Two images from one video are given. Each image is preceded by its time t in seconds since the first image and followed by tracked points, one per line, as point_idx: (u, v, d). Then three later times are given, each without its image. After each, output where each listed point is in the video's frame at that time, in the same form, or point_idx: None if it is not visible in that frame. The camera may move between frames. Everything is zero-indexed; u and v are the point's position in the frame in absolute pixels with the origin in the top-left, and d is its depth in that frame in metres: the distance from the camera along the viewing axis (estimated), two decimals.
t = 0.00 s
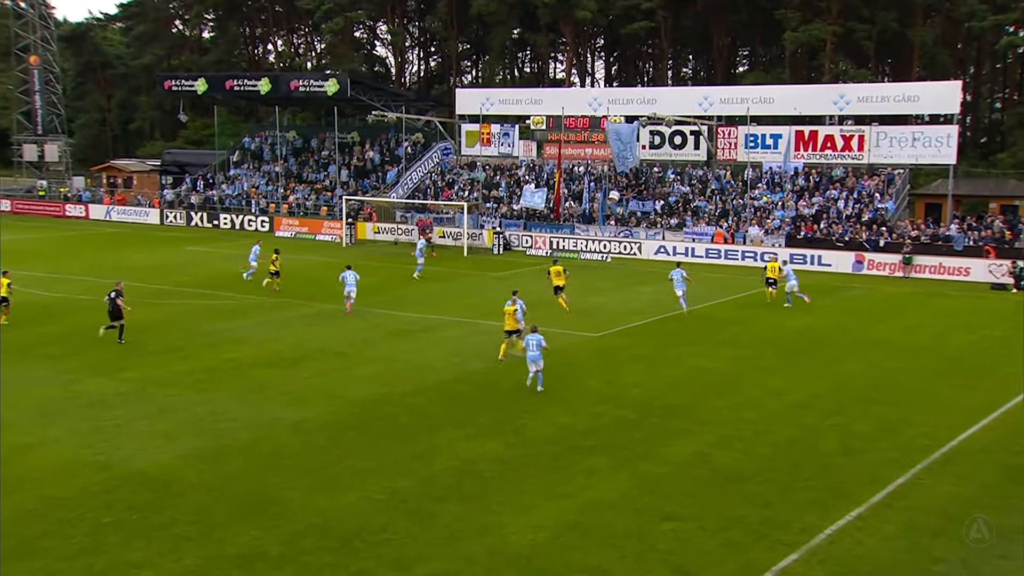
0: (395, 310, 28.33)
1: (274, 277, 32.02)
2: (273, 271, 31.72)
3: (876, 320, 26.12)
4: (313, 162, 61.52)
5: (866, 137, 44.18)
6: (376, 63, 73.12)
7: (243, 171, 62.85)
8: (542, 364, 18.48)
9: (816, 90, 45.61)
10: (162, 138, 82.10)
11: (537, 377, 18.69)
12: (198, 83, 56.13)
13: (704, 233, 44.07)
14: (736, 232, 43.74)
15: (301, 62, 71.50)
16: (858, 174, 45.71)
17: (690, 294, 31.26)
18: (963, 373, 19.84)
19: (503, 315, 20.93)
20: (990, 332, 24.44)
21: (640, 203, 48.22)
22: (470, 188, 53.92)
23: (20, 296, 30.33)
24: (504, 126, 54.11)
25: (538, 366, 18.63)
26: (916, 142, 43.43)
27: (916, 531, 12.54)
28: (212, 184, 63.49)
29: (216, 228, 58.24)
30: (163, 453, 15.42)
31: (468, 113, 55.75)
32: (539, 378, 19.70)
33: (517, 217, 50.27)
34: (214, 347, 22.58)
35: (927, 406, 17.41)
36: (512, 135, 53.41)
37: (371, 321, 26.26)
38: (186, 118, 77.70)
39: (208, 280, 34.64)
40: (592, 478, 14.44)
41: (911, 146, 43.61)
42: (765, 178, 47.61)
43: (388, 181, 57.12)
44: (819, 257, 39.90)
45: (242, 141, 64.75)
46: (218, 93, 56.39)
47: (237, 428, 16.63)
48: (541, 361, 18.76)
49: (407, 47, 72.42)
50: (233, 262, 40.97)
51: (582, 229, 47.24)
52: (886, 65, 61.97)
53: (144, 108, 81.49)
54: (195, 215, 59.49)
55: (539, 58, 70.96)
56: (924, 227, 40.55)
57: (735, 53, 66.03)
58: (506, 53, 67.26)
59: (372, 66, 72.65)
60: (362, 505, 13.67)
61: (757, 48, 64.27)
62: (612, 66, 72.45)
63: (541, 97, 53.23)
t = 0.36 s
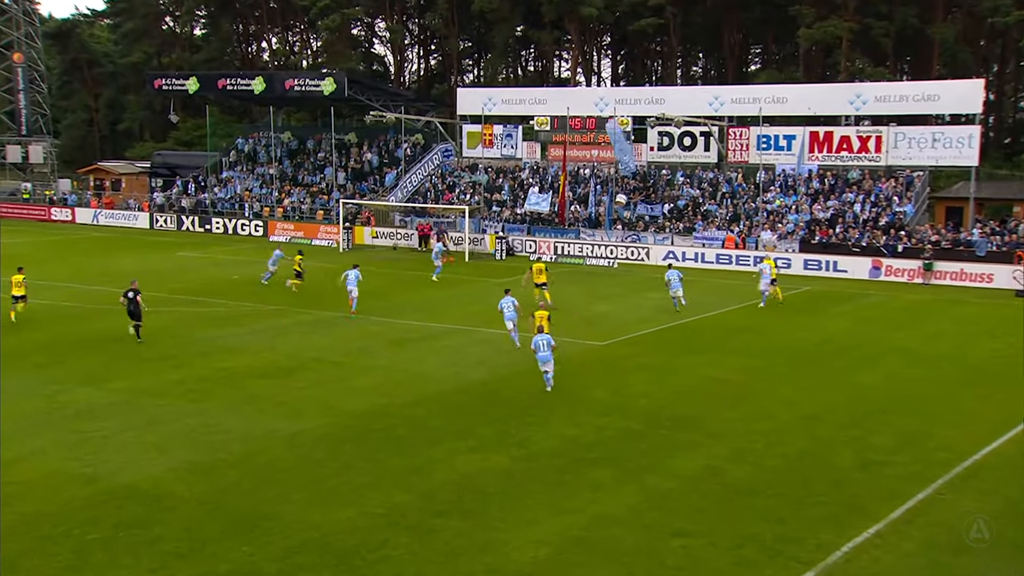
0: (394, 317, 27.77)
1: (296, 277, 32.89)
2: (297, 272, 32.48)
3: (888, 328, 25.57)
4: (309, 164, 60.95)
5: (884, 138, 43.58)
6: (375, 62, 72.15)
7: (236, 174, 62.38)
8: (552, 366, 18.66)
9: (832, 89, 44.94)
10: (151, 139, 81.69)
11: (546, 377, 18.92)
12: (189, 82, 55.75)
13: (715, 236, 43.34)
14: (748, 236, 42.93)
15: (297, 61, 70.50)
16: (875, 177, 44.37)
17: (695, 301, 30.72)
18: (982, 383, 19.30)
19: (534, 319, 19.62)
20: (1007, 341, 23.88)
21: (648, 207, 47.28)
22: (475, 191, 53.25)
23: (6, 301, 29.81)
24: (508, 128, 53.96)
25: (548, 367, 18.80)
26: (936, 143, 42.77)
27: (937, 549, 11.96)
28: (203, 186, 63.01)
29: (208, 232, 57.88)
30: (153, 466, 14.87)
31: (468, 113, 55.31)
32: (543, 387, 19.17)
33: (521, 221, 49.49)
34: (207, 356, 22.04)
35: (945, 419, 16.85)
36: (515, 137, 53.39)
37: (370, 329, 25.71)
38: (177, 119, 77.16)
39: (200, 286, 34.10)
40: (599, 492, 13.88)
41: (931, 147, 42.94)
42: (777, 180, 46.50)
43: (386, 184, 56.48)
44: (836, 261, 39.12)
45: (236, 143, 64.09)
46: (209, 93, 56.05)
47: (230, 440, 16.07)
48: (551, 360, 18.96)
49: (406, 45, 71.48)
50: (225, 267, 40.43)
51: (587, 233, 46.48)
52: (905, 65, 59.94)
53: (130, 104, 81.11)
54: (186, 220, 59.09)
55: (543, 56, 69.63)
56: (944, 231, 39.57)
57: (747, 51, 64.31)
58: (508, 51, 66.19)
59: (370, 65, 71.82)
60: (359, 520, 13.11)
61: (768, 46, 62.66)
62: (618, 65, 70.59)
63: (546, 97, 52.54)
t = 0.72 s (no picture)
0: (399, 324, 27.27)
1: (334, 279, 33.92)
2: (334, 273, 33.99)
3: (906, 336, 24.97)
4: (310, 166, 60.32)
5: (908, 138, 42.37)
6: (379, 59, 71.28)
7: (233, 176, 62.04)
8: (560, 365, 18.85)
9: (855, 88, 44.29)
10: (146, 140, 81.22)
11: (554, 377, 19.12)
12: (186, 80, 55.26)
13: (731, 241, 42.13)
14: (765, 240, 42.18)
15: (298, 58, 69.56)
16: (899, 178, 43.37)
17: (705, 308, 30.14)
18: (1008, 394, 18.74)
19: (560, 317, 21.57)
20: None
21: (663, 210, 46.85)
22: (484, 194, 52.65)
23: None
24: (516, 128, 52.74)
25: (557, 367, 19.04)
26: (964, 143, 41.46)
27: (968, 567, 11.40)
28: (201, 188, 62.51)
29: (205, 236, 57.36)
30: (148, 479, 14.35)
31: (476, 111, 54.09)
32: (552, 397, 18.65)
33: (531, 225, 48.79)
34: (206, 364, 21.54)
35: (970, 431, 16.31)
36: (525, 137, 52.23)
37: (374, 336, 25.22)
38: (175, 119, 76.70)
39: (197, 292, 33.60)
40: (612, 505, 13.35)
41: (959, 147, 41.64)
42: (797, 183, 45.82)
43: (390, 186, 55.94)
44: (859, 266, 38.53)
45: (235, 143, 63.59)
46: (208, 91, 55.63)
47: (228, 451, 15.55)
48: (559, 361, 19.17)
49: (411, 42, 71.24)
50: (223, 272, 39.91)
51: (599, 237, 45.91)
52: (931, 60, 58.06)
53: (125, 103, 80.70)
54: (183, 223, 58.56)
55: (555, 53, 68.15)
56: (972, 234, 38.78)
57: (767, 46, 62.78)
58: (517, 49, 65.12)
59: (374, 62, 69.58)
60: (361, 535, 12.59)
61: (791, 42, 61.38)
62: (631, 62, 68.94)
63: (557, 95, 51.22)
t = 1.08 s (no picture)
0: (412, 329, 26.87)
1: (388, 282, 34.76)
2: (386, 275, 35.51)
3: (935, 343, 24.34)
4: (323, 165, 59.95)
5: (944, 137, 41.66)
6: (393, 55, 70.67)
7: (242, 176, 61.79)
8: (571, 363, 19.23)
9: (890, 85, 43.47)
10: (153, 139, 80.96)
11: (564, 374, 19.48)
12: (195, 76, 54.92)
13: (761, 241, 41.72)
14: (795, 242, 41.52)
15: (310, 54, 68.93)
16: (935, 178, 42.60)
17: (727, 314, 29.49)
18: None
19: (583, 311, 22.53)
20: None
21: (688, 211, 45.96)
22: (502, 194, 51.80)
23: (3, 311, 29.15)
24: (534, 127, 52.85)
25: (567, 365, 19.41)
26: (1003, 141, 40.82)
27: None
28: (209, 188, 62.31)
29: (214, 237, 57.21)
30: (153, 489, 13.94)
31: (494, 109, 54.25)
32: (570, 405, 18.17)
33: (551, 227, 48.19)
34: (214, 370, 21.17)
35: (1005, 442, 15.77)
36: (543, 136, 52.32)
37: (387, 341, 24.83)
38: (182, 117, 76.48)
39: (206, 295, 33.26)
40: (634, 518, 12.86)
41: (998, 145, 40.99)
42: (827, 183, 44.58)
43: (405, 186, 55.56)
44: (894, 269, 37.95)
45: (245, 142, 63.33)
46: (216, 88, 55.29)
47: (237, 461, 15.13)
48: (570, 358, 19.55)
49: (427, 36, 69.96)
50: (232, 274, 39.63)
51: (621, 239, 45.13)
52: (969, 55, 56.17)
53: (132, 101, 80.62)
54: (191, 223, 58.35)
55: (575, 48, 66.95)
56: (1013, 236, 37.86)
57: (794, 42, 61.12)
58: (535, 44, 64.16)
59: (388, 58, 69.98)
60: (374, 547, 12.14)
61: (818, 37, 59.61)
62: (654, 58, 67.37)
63: (577, 93, 51.60)
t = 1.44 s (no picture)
0: (432, 335, 26.48)
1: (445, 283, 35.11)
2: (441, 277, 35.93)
3: (971, 351, 23.70)
4: (341, 165, 59.67)
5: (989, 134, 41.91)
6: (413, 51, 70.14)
7: (256, 176, 61.68)
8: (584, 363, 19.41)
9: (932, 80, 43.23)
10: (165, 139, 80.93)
11: (578, 375, 19.62)
12: (208, 74, 54.70)
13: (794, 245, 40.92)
14: (830, 245, 40.86)
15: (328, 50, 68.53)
16: (980, 179, 41.94)
17: (753, 320, 28.92)
18: None
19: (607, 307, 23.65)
20: None
21: (717, 213, 45.35)
22: (525, 195, 51.41)
23: (12, 316, 28.96)
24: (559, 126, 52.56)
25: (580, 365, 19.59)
26: None
27: None
28: (223, 189, 62.14)
29: (229, 240, 56.99)
30: (164, 500, 13.57)
31: (517, 107, 53.78)
32: (594, 414, 17.74)
33: (575, 229, 47.71)
34: (229, 376, 20.85)
35: None
36: (568, 135, 52.18)
37: (405, 347, 24.45)
38: (196, 117, 76.49)
39: (220, 299, 33.01)
40: (663, 532, 12.39)
41: None
42: (864, 184, 44.15)
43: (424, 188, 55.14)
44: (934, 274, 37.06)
45: (261, 142, 63.24)
46: (230, 85, 54.98)
47: (251, 470, 14.75)
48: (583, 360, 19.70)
49: (448, 32, 69.23)
50: (245, 278, 39.40)
51: (648, 242, 44.40)
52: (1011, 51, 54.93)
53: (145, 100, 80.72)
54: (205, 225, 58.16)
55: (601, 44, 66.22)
56: None
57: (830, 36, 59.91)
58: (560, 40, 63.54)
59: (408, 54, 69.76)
60: (392, 561, 11.72)
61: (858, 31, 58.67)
62: (683, 55, 65.96)
63: (602, 90, 51.19)
